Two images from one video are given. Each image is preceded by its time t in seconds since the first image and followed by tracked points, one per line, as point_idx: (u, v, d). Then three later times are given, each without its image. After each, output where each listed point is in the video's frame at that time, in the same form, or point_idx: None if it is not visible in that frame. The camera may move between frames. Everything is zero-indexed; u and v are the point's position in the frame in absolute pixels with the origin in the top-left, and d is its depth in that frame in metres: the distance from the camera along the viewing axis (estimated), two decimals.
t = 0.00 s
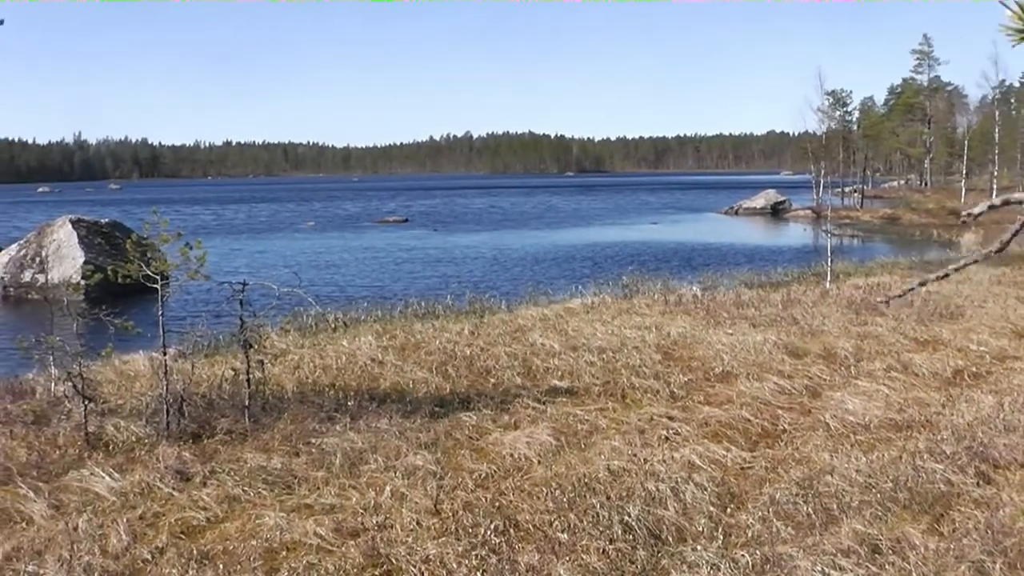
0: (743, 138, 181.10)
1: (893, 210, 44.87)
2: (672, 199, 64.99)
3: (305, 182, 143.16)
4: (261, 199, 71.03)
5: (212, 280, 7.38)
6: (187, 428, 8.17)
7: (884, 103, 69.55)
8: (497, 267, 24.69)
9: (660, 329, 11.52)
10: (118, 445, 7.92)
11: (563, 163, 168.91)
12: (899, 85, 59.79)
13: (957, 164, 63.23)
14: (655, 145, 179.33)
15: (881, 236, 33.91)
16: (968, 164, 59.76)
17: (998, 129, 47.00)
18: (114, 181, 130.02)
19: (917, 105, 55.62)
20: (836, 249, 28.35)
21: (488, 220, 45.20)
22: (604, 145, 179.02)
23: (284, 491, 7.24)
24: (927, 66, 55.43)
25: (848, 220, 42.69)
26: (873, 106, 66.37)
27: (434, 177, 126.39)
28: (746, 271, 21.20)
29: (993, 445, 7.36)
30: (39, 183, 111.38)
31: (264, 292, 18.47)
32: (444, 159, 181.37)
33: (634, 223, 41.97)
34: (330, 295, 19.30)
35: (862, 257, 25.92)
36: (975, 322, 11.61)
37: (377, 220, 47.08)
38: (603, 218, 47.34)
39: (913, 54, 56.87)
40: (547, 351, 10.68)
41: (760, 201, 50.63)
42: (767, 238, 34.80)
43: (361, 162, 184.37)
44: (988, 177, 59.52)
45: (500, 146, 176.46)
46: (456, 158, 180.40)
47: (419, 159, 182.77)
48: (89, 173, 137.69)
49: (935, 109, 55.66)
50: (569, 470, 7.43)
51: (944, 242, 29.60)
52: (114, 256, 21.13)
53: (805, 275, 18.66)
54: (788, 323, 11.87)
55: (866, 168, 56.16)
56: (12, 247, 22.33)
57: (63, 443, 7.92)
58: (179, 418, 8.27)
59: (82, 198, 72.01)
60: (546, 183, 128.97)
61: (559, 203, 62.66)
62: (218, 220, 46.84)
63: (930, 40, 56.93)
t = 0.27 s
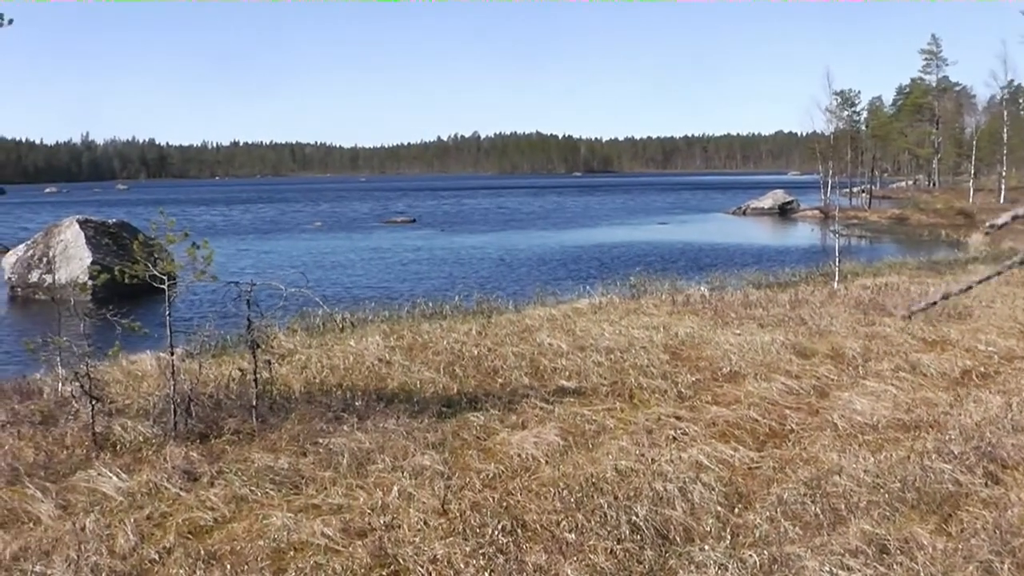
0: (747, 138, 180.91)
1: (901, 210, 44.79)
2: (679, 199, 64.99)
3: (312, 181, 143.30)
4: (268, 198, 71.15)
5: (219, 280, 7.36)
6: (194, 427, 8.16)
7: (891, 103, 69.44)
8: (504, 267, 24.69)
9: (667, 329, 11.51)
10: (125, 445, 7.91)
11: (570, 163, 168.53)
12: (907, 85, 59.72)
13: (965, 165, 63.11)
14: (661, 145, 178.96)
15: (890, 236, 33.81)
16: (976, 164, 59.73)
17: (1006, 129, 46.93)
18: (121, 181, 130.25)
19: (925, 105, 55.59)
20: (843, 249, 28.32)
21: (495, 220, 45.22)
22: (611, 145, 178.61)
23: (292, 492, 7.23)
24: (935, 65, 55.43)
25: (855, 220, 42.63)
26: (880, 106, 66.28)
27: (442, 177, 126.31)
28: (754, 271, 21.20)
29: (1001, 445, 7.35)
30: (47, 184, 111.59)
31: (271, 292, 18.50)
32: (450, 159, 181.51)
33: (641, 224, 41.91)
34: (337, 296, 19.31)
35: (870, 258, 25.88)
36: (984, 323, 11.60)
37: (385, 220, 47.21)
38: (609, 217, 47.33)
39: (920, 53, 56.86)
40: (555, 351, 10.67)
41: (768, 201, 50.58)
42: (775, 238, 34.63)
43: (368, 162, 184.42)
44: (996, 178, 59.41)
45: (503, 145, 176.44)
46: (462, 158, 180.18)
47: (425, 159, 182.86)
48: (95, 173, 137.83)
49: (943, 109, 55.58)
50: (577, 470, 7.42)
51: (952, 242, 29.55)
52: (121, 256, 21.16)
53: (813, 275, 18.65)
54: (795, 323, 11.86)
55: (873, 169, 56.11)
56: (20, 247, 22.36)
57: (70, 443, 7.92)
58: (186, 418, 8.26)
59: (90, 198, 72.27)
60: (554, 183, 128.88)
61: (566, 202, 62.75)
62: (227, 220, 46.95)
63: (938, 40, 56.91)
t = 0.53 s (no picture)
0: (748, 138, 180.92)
1: (904, 209, 44.80)
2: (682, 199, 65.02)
3: (318, 181, 143.65)
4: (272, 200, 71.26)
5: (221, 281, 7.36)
6: (198, 428, 8.17)
7: (893, 102, 69.48)
8: (506, 267, 24.69)
9: (670, 329, 11.52)
10: (129, 446, 7.92)
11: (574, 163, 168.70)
12: (909, 84, 59.80)
13: (967, 164, 63.15)
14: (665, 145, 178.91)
15: (892, 235, 33.83)
16: (979, 163, 59.72)
17: (1009, 128, 46.94)
18: (125, 183, 130.45)
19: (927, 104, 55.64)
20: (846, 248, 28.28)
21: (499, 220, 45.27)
22: (614, 145, 178.56)
23: (295, 492, 7.24)
24: (937, 64, 55.50)
25: (858, 219, 42.64)
26: (883, 105, 66.32)
27: (447, 178, 126.44)
28: (756, 270, 21.22)
29: (1004, 443, 7.35)
30: (53, 187, 111.89)
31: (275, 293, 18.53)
32: (454, 160, 181.70)
33: (644, 224, 41.87)
34: (340, 296, 19.33)
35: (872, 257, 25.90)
36: (986, 321, 11.60)
37: (389, 220, 47.32)
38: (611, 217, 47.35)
39: (922, 52, 56.91)
40: (558, 350, 10.68)
41: (771, 200, 50.63)
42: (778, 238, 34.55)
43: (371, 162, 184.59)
44: (998, 176, 59.42)
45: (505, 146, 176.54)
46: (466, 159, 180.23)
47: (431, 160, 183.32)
48: (100, 175, 138.06)
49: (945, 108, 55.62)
50: (580, 470, 7.42)
51: (955, 241, 29.55)
52: (124, 257, 21.17)
53: (816, 274, 18.66)
54: (798, 322, 11.87)
55: (876, 168, 56.16)
56: (23, 249, 22.36)
57: (74, 444, 7.93)
58: (189, 419, 8.27)
59: (94, 200, 72.44)
60: (560, 182, 129.05)
61: (569, 203, 62.84)
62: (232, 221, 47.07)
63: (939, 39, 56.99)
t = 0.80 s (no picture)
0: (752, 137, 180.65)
1: (910, 209, 44.68)
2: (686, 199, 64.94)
3: (324, 181, 143.70)
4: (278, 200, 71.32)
5: (228, 282, 7.33)
6: (204, 429, 8.17)
7: (899, 101, 69.30)
8: (512, 268, 24.64)
9: (676, 328, 11.51)
10: (135, 446, 7.92)
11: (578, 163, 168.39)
12: (915, 83, 59.65)
13: (974, 162, 63.04)
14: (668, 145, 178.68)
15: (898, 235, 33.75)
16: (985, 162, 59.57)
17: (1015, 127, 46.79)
18: (130, 184, 130.60)
19: (933, 103, 55.62)
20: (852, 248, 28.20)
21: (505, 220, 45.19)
22: (618, 145, 178.41)
23: (302, 493, 7.24)
24: (943, 62, 55.42)
25: (864, 219, 42.56)
26: (889, 103, 66.18)
27: (453, 178, 126.27)
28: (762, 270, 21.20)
29: (1011, 443, 7.35)
30: (59, 189, 112.06)
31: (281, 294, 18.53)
32: (458, 160, 181.63)
33: (650, 224, 41.72)
34: (345, 296, 19.33)
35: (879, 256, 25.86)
36: (993, 320, 11.58)
37: (395, 220, 47.33)
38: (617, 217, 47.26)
39: (928, 51, 56.79)
40: (564, 350, 10.67)
41: (776, 200, 50.58)
42: (784, 237, 34.35)
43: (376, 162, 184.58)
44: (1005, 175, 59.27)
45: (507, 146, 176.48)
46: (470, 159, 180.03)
47: (435, 160, 183.15)
48: (105, 176, 138.25)
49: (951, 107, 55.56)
50: (587, 470, 7.42)
51: (961, 240, 29.51)
52: (129, 258, 21.19)
53: (822, 273, 18.64)
54: (804, 321, 11.86)
55: (882, 167, 56.05)
56: (29, 250, 22.36)
57: (81, 445, 7.94)
58: (196, 419, 8.28)
59: (100, 200, 72.61)
60: (567, 182, 128.83)
61: (574, 202, 62.82)
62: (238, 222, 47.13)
63: (945, 37, 56.84)
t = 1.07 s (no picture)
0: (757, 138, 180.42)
1: (918, 210, 44.64)
2: (693, 199, 64.85)
3: (333, 179, 143.72)
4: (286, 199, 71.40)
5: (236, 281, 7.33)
6: (211, 427, 8.18)
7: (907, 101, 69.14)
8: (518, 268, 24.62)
9: (683, 328, 11.50)
10: (142, 445, 7.93)
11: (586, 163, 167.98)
12: (923, 84, 59.55)
13: (982, 164, 62.90)
14: (674, 145, 178.60)
15: (906, 236, 33.68)
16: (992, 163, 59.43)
17: None
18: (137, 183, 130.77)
19: (941, 104, 55.55)
20: (859, 248, 28.17)
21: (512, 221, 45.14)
22: (622, 145, 178.31)
23: (309, 492, 7.24)
24: (951, 63, 55.34)
25: (871, 220, 42.50)
26: (897, 104, 66.06)
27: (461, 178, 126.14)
28: (769, 271, 21.18)
29: (1019, 444, 7.34)
30: (69, 188, 112.38)
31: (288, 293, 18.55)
32: (463, 159, 181.69)
33: (657, 224, 41.66)
34: (352, 296, 19.34)
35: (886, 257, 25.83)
36: (1001, 322, 11.56)
37: (402, 220, 47.34)
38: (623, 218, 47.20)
39: (937, 52, 56.70)
40: (571, 350, 10.67)
41: (784, 201, 50.55)
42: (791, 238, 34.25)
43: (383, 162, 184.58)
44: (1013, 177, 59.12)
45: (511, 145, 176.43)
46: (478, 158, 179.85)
47: (443, 159, 182.99)
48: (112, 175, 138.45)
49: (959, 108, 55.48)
50: (594, 470, 7.42)
51: (969, 241, 29.47)
52: (137, 256, 21.21)
53: (829, 274, 18.63)
54: (812, 322, 11.85)
55: (889, 168, 55.96)
56: (37, 249, 22.39)
57: (88, 443, 7.94)
58: (203, 418, 8.28)
59: (108, 199, 72.76)
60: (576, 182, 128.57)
61: (581, 203, 62.81)
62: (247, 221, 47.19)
63: (953, 38, 56.75)
